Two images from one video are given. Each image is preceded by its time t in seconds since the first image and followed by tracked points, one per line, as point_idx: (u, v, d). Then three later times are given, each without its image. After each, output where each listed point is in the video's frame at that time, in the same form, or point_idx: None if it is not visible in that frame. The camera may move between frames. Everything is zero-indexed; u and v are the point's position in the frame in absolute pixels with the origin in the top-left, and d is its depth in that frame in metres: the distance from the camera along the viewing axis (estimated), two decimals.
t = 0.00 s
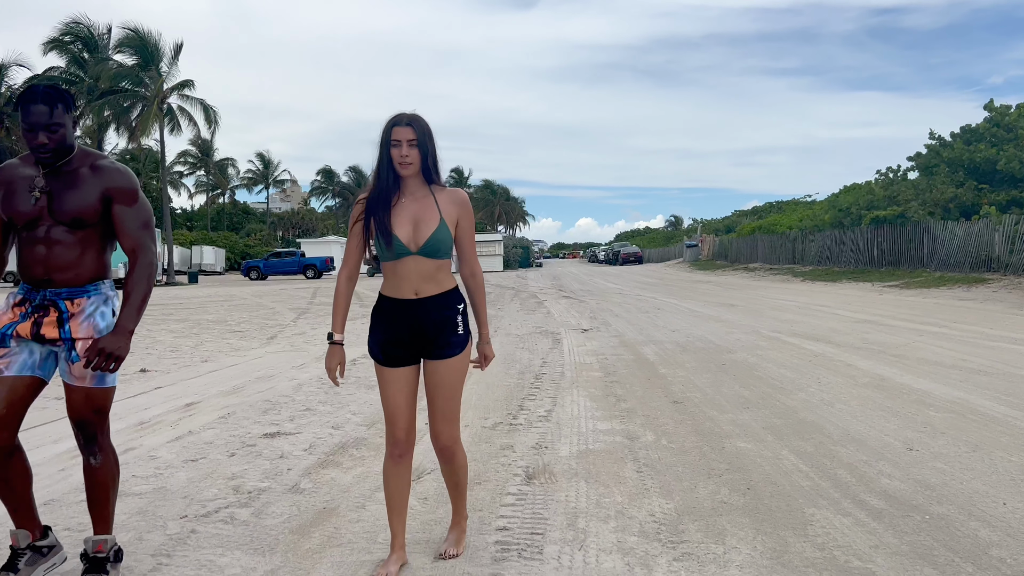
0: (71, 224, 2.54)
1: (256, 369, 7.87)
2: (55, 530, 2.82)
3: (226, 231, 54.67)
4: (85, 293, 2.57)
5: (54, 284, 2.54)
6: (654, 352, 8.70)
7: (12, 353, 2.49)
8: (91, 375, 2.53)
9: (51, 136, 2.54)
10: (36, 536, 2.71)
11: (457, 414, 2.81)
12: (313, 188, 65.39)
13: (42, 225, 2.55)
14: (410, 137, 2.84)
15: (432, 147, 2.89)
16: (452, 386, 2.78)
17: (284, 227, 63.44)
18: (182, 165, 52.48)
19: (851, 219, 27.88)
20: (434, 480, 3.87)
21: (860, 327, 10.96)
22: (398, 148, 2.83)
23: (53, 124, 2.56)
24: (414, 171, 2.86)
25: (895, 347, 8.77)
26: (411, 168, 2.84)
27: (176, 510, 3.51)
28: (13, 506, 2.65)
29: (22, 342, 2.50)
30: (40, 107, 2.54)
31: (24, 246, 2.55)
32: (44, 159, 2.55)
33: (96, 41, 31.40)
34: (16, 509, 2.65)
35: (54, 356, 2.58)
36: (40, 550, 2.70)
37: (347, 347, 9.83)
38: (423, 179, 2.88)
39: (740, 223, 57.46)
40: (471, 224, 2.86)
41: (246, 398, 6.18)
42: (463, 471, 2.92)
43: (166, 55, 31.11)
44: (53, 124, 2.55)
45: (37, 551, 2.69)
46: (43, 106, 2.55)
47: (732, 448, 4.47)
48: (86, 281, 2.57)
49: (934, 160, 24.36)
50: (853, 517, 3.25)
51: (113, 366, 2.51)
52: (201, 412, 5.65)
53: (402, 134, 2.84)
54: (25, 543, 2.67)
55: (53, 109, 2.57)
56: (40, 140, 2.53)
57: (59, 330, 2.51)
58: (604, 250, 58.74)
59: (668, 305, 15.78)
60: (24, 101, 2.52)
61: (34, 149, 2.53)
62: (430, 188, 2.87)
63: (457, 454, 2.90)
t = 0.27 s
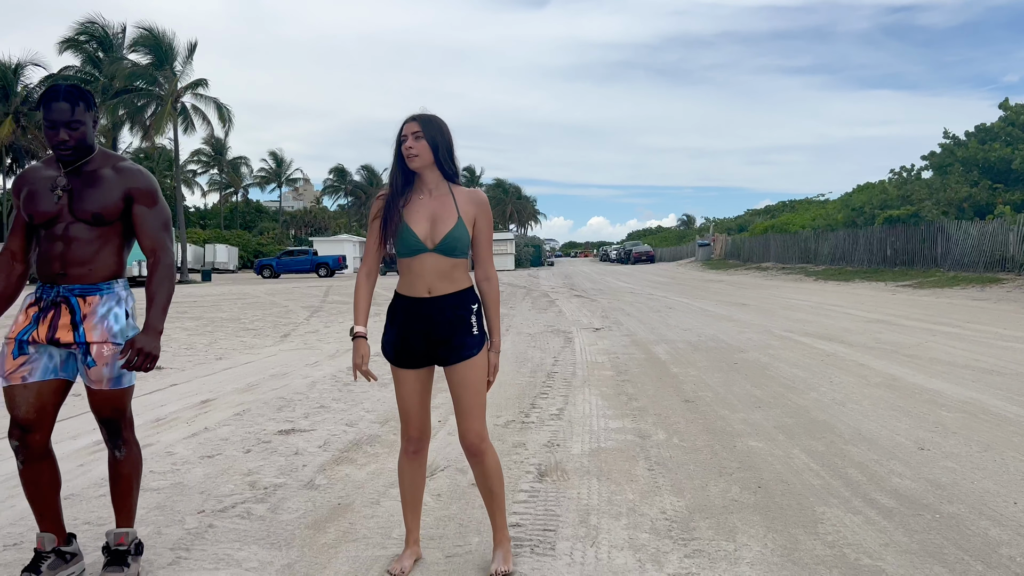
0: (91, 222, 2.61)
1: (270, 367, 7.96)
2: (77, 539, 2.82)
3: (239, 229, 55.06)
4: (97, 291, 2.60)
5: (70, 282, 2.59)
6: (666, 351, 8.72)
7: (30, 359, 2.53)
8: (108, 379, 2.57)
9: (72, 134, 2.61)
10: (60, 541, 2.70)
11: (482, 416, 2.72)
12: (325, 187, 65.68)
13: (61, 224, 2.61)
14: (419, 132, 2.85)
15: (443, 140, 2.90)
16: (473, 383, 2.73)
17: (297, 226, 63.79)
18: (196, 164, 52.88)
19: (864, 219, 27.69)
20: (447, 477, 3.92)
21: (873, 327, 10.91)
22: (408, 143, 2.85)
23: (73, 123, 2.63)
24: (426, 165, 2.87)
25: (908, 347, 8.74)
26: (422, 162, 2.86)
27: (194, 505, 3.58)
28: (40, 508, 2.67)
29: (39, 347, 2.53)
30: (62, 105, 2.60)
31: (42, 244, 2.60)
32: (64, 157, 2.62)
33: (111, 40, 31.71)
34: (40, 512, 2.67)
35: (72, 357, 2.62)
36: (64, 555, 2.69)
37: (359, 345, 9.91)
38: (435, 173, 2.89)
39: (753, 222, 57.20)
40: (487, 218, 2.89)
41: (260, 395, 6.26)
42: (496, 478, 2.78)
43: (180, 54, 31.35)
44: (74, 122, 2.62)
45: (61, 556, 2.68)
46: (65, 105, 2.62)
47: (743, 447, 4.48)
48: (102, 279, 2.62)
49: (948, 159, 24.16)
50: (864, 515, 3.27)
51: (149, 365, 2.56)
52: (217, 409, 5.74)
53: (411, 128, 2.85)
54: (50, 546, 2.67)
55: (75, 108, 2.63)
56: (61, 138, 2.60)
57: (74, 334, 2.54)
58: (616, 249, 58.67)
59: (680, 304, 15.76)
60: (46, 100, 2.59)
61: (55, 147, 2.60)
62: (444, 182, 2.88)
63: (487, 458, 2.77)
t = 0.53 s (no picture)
0: (105, 225, 2.65)
1: (288, 364, 8.03)
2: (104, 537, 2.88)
3: (255, 227, 55.48)
4: (117, 292, 2.64)
5: (91, 284, 2.64)
6: (682, 350, 8.70)
7: (52, 359, 2.58)
8: (130, 378, 2.62)
9: (81, 139, 2.64)
10: (86, 540, 2.76)
11: (515, 420, 2.72)
12: (340, 185, 65.95)
13: (78, 228, 2.66)
14: (467, 131, 2.86)
15: (492, 141, 2.89)
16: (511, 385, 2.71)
17: (312, 224, 64.13)
18: (212, 163, 53.27)
19: (881, 217, 27.42)
20: (466, 474, 3.96)
21: (890, 326, 10.82)
22: (456, 143, 2.87)
23: (83, 125, 2.65)
24: (474, 165, 2.87)
25: (926, 346, 8.66)
26: (470, 162, 2.86)
27: (217, 501, 3.64)
28: (65, 507, 2.72)
29: (62, 348, 2.59)
30: (71, 110, 2.63)
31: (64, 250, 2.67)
32: (77, 162, 2.66)
33: (128, 40, 32.02)
34: (67, 511, 2.72)
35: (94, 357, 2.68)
36: (89, 553, 2.75)
37: (376, 343, 9.96)
38: (484, 173, 2.88)
39: (768, 220, 56.81)
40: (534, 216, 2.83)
41: (279, 393, 6.32)
42: (525, 483, 2.77)
43: (197, 54, 31.63)
44: (83, 126, 2.65)
45: (86, 554, 2.75)
46: (73, 109, 2.64)
47: (761, 446, 4.48)
48: (119, 281, 2.66)
49: (966, 157, 23.89)
50: (884, 515, 3.27)
51: (144, 358, 2.57)
52: (237, 406, 5.81)
53: (460, 128, 2.86)
54: (75, 544, 2.73)
55: (83, 111, 2.66)
56: (72, 143, 2.63)
57: (95, 335, 2.60)
58: (630, 247, 58.48)
59: (695, 303, 15.70)
60: (55, 105, 2.62)
61: (66, 151, 2.64)
62: (492, 182, 2.86)
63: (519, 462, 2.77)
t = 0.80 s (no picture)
0: (113, 216, 2.66)
1: (308, 361, 8.09)
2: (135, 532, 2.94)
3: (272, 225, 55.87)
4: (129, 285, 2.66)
5: (100, 278, 2.66)
6: (701, 348, 8.67)
7: (74, 355, 2.64)
8: (141, 371, 2.63)
9: (86, 132, 2.66)
10: (118, 534, 2.82)
11: (551, 414, 2.75)
12: (357, 183, 66.24)
13: (87, 221, 2.69)
14: (515, 125, 2.83)
15: (543, 130, 2.84)
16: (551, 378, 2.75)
17: (329, 222, 64.48)
18: (230, 161, 53.71)
19: (900, 214, 27.11)
20: (488, 470, 3.98)
21: (911, 324, 10.71)
22: (506, 137, 2.85)
23: (90, 120, 2.67)
24: (523, 158, 2.85)
25: (949, 344, 8.56)
26: (519, 156, 2.84)
27: (243, 495, 3.69)
28: (100, 500, 2.78)
29: (82, 344, 2.63)
30: (77, 104, 2.64)
31: (75, 243, 2.70)
32: (84, 155, 2.69)
33: (147, 39, 32.38)
34: (100, 504, 2.79)
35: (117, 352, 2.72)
36: (121, 547, 2.81)
37: (394, 340, 10.01)
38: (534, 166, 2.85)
39: (785, 218, 56.33)
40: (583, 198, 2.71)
41: (301, 389, 6.39)
42: (555, 478, 2.79)
43: (216, 52, 31.89)
44: (90, 120, 2.66)
45: (118, 548, 2.81)
46: (80, 103, 2.65)
47: (783, 443, 4.46)
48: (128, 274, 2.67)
49: (988, 154, 23.56)
50: (908, 513, 3.24)
51: (130, 316, 2.54)
52: (259, 402, 5.87)
53: (509, 123, 2.84)
54: (108, 537, 2.79)
55: (90, 105, 2.66)
56: (79, 137, 2.65)
57: (107, 329, 2.61)
58: (646, 245, 58.24)
59: (713, 301, 15.62)
60: (61, 100, 2.64)
61: (74, 146, 2.66)
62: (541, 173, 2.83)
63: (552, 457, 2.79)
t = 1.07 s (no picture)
0: (135, 209, 2.71)
1: (330, 357, 8.16)
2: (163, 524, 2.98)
3: (292, 221, 56.29)
4: (151, 277, 2.69)
5: (122, 272, 2.69)
6: (722, 345, 8.61)
7: (97, 350, 2.69)
8: (144, 341, 2.60)
9: (104, 129, 2.69)
10: (147, 527, 2.86)
11: (575, 407, 2.74)
12: (376, 180, 66.54)
13: (108, 216, 2.72)
14: (543, 124, 2.83)
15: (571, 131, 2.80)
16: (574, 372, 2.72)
17: (348, 218, 64.82)
18: (251, 158, 54.15)
19: (923, 210, 26.73)
20: (510, 466, 3.99)
21: (936, 321, 10.57)
22: (536, 136, 2.85)
23: (105, 118, 2.70)
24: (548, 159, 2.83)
25: (974, 342, 8.44)
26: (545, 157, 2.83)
27: (268, 489, 3.74)
28: (129, 494, 2.83)
29: (104, 337, 2.68)
30: (92, 103, 2.67)
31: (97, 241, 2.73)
32: (98, 153, 2.72)
33: (169, 37, 32.71)
34: (131, 498, 2.85)
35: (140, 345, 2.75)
36: (150, 540, 2.85)
37: (415, 336, 10.06)
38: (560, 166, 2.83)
39: (806, 214, 55.74)
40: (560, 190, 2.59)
41: (323, 384, 6.44)
42: (578, 472, 2.78)
43: (236, 49, 32.14)
44: (105, 119, 2.69)
45: (147, 541, 2.85)
46: (94, 102, 2.68)
47: (806, 441, 4.43)
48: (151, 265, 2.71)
49: (1014, 149, 23.15)
50: (934, 511, 3.21)
51: (192, 291, 2.57)
52: (282, 397, 5.94)
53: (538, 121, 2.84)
54: (137, 530, 2.84)
55: (105, 104, 2.70)
56: (95, 135, 2.68)
57: (124, 313, 2.65)
58: (666, 241, 57.92)
59: (734, 297, 15.51)
60: (76, 101, 2.67)
61: (88, 145, 2.69)
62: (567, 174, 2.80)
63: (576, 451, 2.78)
